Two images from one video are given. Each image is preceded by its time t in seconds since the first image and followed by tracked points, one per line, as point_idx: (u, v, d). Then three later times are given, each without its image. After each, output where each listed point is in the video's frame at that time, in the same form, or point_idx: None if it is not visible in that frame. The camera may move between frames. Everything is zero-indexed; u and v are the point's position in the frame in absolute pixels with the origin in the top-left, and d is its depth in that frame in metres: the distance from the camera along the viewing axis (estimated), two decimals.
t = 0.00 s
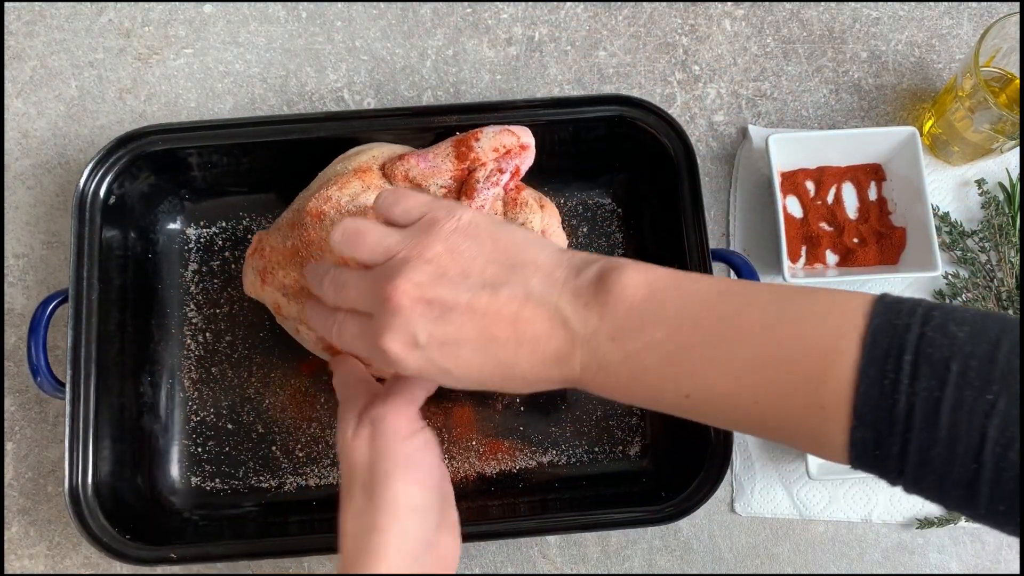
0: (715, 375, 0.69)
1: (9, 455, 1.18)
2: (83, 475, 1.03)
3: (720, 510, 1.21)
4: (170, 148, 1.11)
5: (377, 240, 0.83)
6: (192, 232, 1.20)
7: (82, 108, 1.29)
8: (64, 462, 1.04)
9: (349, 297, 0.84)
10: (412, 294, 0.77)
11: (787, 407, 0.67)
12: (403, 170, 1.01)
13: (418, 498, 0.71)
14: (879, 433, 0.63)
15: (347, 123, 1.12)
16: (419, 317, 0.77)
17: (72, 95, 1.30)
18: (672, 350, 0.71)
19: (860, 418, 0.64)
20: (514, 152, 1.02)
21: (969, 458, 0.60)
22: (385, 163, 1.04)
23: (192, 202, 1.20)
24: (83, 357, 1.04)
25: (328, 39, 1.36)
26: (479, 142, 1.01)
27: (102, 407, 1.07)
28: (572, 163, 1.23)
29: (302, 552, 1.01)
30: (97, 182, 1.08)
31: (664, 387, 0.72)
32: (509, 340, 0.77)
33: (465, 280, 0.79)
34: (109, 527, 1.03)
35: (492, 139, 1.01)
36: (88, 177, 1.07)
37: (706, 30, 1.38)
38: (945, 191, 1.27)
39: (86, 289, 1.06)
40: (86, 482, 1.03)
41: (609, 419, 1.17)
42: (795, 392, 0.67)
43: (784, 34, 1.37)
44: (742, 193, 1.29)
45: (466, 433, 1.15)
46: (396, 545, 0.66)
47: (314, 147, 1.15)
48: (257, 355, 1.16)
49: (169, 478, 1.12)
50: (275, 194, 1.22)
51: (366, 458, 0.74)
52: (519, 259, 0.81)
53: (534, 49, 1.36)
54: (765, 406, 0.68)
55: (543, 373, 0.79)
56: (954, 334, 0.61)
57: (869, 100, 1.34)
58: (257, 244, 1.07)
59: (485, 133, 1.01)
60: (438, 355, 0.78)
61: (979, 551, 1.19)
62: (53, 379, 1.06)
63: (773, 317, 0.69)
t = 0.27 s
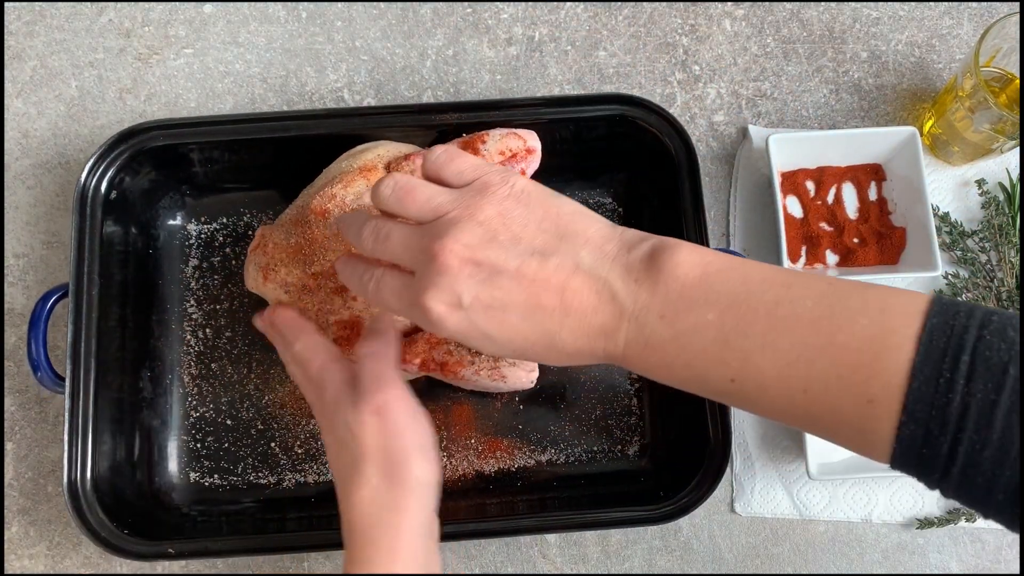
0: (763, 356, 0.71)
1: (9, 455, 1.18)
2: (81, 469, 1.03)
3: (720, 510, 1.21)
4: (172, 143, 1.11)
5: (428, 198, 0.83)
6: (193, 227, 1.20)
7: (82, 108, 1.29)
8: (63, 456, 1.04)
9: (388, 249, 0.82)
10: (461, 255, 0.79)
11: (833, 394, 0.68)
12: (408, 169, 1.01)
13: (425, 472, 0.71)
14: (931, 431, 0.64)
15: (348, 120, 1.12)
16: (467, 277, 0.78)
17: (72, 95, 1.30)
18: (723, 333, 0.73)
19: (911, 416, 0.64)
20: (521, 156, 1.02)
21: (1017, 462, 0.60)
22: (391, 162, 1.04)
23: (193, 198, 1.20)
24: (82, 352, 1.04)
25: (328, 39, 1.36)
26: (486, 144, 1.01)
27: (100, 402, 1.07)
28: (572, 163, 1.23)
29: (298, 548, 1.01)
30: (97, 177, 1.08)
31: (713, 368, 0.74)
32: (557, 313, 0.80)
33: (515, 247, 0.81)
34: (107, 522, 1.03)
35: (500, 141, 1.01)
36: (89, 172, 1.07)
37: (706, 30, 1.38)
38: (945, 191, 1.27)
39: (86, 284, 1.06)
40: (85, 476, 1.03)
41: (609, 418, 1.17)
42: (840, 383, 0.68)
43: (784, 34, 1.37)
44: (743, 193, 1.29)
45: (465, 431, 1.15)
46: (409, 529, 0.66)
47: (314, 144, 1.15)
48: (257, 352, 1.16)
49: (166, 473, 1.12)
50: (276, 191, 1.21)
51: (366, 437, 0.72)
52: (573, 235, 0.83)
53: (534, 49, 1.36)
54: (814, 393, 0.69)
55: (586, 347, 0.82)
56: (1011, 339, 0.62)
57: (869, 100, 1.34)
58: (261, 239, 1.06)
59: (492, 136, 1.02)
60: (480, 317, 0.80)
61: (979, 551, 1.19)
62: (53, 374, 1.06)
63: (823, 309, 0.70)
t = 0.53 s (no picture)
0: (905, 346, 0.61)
1: (8, 455, 1.18)
2: (81, 469, 1.03)
3: (720, 510, 1.21)
4: (172, 143, 1.11)
5: (572, 134, 0.76)
6: (193, 228, 1.20)
7: (82, 109, 1.29)
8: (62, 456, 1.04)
9: (521, 178, 0.74)
10: (603, 194, 0.70)
11: (975, 398, 0.59)
12: (407, 173, 1.01)
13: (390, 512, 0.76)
14: None
15: (349, 119, 1.12)
16: (602, 218, 0.70)
17: (72, 95, 1.30)
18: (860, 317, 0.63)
19: None
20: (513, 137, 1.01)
21: None
22: (387, 169, 1.04)
23: (193, 198, 1.20)
24: (82, 351, 1.04)
25: (328, 39, 1.36)
26: (478, 134, 1.00)
27: (100, 402, 1.06)
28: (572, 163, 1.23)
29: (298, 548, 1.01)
30: (97, 177, 1.08)
31: (845, 353, 0.63)
32: (685, 275, 0.69)
33: (656, 200, 0.72)
34: (107, 521, 1.02)
35: (491, 128, 1.01)
36: (89, 172, 1.07)
37: (706, 30, 1.37)
38: (945, 191, 1.27)
39: (85, 284, 1.05)
40: (85, 476, 1.03)
41: (609, 418, 1.17)
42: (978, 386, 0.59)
43: (784, 34, 1.37)
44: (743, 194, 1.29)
45: (465, 431, 1.15)
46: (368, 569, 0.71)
47: (314, 144, 1.14)
48: (256, 352, 1.16)
49: (165, 473, 1.12)
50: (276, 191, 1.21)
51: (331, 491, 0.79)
52: (720, 198, 0.73)
53: (534, 49, 1.36)
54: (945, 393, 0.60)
55: (709, 321, 0.69)
56: None
57: (869, 100, 1.34)
58: (268, 272, 1.08)
59: (483, 125, 1.01)
60: (601, 266, 0.70)
61: (979, 551, 1.19)
62: (53, 374, 1.06)
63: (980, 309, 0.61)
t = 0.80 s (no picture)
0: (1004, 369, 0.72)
1: (9, 455, 1.18)
2: (81, 466, 1.03)
3: (720, 510, 1.21)
4: (173, 140, 1.11)
5: (730, 132, 0.86)
6: (194, 225, 1.20)
7: (82, 108, 1.29)
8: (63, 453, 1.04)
9: (671, 162, 0.86)
10: (756, 191, 0.80)
11: None
12: (402, 172, 1.01)
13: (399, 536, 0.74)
14: None
15: (350, 118, 1.12)
16: (753, 213, 0.80)
17: (72, 95, 1.30)
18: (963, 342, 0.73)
19: None
20: (513, 146, 1.02)
21: None
22: (384, 167, 1.03)
23: (194, 195, 1.20)
24: (82, 348, 1.04)
25: (328, 39, 1.36)
26: (476, 138, 1.00)
27: (100, 399, 1.06)
28: (573, 162, 1.23)
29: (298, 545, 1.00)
30: (99, 174, 1.08)
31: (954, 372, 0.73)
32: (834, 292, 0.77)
33: (805, 209, 0.81)
34: (107, 518, 1.02)
35: (489, 134, 1.01)
36: (90, 169, 1.07)
37: (706, 30, 1.38)
38: (945, 191, 1.27)
39: (86, 280, 1.05)
40: (85, 473, 1.03)
41: (609, 417, 1.17)
42: None
43: (784, 34, 1.37)
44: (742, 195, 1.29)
45: (465, 430, 1.15)
46: None
47: (315, 141, 1.14)
48: (257, 351, 1.16)
49: (166, 470, 1.12)
50: (277, 188, 1.22)
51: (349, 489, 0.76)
52: (871, 220, 0.81)
53: (534, 49, 1.36)
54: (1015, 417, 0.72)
55: (844, 339, 0.78)
56: None
57: (869, 100, 1.34)
58: (262, 260, 1.05)
59: (482, 129, 1.01)
60: (749, 264, 0.79)
61: (979, 551, 1.19)
62: (54, 370, 1.06)
63: None
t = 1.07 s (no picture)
0: None
1: (9, 455, 1.18)
2: (82, 466, 1.03)
3: (720, 510, 1.21)
4: (174, 141, 1.11)
5: (808, 160, 0.89)
6: (194, 225, 1.20)
7: (82, 108, 1.29)
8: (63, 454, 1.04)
9: (753, 185, 0.88)
10: (835, 218, 0.83)
11: None
12: (401, 169, 1.01)
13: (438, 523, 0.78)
14: None
15: (350, 118, 1.12)
16: (831, 238, 0.83)
17: (72, 95, 1.30)
18: None
19: None
20: (511, 141, 1.02)
21: None
22: (383, 165, 1.04)
23: (194, 196, 1.20)
24: (82, 348, 1.04)
25: (328, 39, 1.36)
26: (475, 133, 1.01)
27: (101, 399, 1.06)
28: (573, 162, 1.23)
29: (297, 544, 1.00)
30: (99, 175, 1.08)
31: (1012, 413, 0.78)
32: (911, 330, 0.81)
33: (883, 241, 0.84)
34: (107, 518, 1.03)
35: (488, 130, 1.02)
36: (90, 170, 1.07)
37: (706, 30, 1.38)
38: (945, 191, 1.27)
39: (86, 281, 1.05)
40: (85, 473, 1.03)
41: (608, 418, 1.17)
42: None
43: (784, 34, 1.37)
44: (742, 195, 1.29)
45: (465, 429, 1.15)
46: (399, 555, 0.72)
47: (314, 142, 1.15)
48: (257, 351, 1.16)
49: (165, 470, 1.12)
50: (277, 189, 1.22)
51: (407, 476, 0.76)
52: (943, 258, 0.85)
53: (534, 49, 1.36)
54: None
55: (908, 371, 0.82)
56: None
57: (869, 100, 1.34)
58: (262, 258, 1.05)
59: (480, 125, 1.02)
60: (825, 287, 0.82)
61: (979, 551, 1.19)
62: (54, 370, 1.06)
63: None
